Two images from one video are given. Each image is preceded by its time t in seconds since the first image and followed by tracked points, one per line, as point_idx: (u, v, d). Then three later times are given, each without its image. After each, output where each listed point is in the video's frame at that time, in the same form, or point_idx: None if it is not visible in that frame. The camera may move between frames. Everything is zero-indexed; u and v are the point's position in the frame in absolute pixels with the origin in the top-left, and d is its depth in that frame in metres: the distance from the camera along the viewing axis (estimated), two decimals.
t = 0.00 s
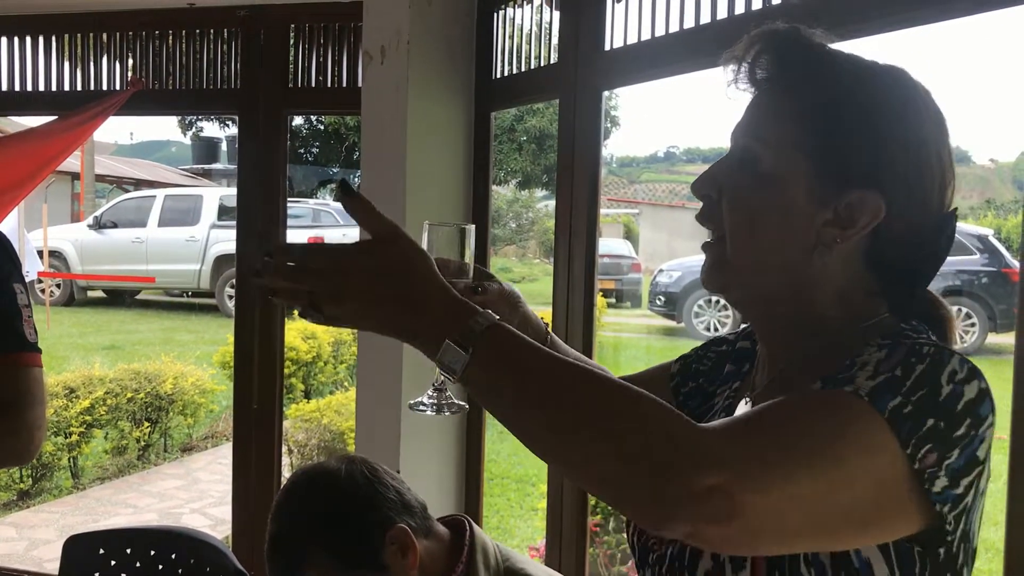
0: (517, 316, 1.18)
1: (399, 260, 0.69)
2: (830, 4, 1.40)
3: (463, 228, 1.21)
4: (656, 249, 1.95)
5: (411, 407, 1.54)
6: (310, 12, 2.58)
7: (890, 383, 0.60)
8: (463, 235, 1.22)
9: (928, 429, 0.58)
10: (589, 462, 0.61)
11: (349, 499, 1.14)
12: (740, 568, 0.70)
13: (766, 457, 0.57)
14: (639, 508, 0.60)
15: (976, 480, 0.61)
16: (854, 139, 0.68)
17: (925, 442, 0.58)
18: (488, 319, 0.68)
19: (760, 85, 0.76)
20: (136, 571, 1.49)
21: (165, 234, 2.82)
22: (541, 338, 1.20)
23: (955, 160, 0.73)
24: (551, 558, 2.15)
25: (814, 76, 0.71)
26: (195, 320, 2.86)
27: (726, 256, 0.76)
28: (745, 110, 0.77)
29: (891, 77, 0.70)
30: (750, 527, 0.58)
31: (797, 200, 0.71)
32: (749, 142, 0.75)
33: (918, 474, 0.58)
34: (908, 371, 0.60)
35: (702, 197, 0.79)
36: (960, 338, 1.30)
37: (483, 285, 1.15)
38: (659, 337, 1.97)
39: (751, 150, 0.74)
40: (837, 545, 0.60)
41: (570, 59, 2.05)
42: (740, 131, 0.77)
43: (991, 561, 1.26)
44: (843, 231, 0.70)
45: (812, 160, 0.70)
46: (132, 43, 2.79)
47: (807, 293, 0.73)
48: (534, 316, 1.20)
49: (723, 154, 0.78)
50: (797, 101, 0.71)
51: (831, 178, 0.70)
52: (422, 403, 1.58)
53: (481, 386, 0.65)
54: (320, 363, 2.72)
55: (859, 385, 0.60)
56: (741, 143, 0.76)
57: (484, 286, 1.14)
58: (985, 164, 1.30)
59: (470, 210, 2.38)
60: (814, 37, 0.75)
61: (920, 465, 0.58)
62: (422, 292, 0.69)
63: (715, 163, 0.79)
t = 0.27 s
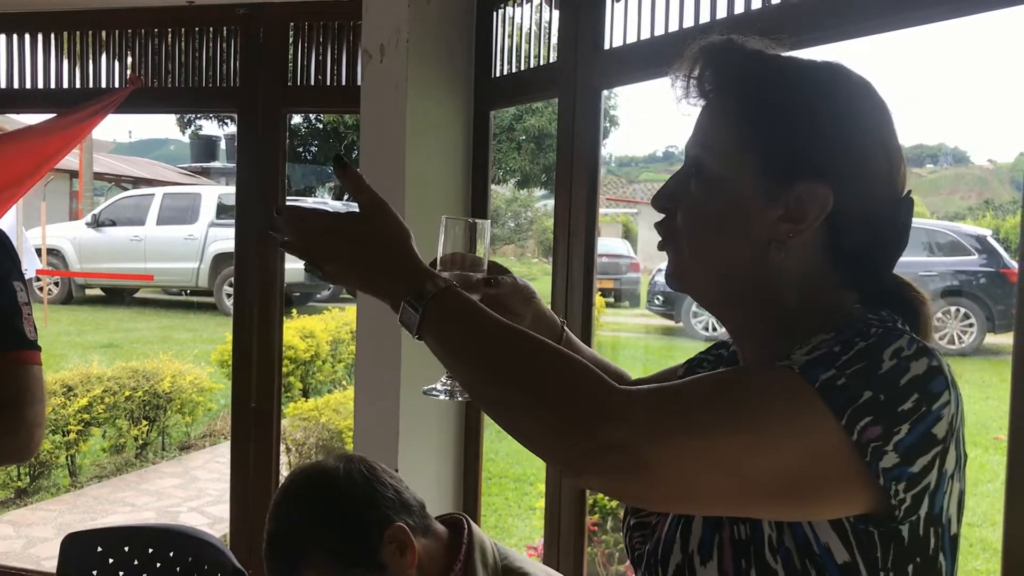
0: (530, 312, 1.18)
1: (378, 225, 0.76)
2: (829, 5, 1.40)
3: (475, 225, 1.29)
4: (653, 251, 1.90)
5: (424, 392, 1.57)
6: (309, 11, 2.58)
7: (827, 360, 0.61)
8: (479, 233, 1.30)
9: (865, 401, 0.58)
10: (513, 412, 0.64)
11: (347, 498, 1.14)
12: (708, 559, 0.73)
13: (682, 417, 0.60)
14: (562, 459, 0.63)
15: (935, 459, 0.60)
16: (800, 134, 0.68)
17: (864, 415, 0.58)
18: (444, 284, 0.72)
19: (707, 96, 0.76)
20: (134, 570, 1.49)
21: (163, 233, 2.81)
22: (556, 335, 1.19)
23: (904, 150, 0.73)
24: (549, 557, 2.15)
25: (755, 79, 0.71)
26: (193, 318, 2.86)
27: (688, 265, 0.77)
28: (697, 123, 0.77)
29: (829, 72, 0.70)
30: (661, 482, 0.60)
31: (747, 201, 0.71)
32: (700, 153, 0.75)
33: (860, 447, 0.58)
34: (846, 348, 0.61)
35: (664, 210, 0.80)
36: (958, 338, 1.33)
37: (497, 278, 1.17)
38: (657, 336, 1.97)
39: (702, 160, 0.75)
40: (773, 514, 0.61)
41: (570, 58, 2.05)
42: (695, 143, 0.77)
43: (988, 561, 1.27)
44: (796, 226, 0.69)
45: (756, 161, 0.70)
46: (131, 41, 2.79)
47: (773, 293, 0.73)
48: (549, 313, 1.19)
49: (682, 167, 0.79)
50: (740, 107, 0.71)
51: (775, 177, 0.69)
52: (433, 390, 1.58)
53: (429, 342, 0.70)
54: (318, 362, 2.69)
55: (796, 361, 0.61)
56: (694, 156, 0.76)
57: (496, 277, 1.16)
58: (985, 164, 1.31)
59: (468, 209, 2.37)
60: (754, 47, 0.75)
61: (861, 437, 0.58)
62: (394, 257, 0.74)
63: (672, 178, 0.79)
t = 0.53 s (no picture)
0: (520, 307, 1.15)
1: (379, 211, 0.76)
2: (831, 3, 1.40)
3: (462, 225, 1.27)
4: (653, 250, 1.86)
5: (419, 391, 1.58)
6: (309, 8, 2.57)
7: (818, 355, 0.61)
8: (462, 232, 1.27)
9: (854, 396, 0.58)
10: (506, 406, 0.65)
11: (349, 495, 1.14)
12: (698, 552, 0.74)
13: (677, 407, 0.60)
14: (555, 452, 0.64)
15: (924, 455, 0.60)
16: (791, 128, 0.68)
17: (854, 409, 0.58)
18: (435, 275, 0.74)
19: (701, 96, 0.76)
20: (134, 568, 1.49)
21: (162, 231, 2.81)
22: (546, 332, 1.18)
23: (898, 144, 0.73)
24: (548, 555, 2.15)
25: (746, 76, 0.71)
26: (193, 316, 2.86)
27: (684, 262, 0.77)
28: (691, 123, 0.77)
29: (819, 66, 0.70)
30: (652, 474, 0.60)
31: (740, 194, 0.71)
32: (693, 152, 0.75)
33: (850, 441, 0.58)
34: (838, 343, 0.61)
35: (660, 211, 0.80)
36: (957, 338, 1.33)
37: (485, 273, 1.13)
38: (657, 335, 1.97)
39: (696, 159, 0.75)
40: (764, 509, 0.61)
41: (571, 57, 2.05)
42: (689, 142, 0.77)
43: (987, 560, 1.27)
44: (790, 218, 0.69)
45: (749, 155, 0.70)
46: (132, 39, 2.78)
47: (768, 287, 0.73)
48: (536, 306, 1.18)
49: (677, 168, 0.79)
50: (733, 103, 0.72)
51: (768, 169, 0.69)
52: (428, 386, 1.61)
53: (417, 335, 0.71)
54: (318, 359, 2.69)
55: (788, 357, 0.61)
56: (689, 156, 0.76)
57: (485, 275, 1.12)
58: (985, 164, 1.31)
59: (469, 207, 2.37)
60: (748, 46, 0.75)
61: (851, 431, 0.58)
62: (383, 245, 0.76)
63: (669, 178, 0.79)
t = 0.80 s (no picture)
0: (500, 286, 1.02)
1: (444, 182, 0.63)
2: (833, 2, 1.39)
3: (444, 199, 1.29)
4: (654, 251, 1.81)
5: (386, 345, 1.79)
6: (311, 7, 2.57)
7: (854, 360, 0.59)
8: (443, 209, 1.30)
9: (892, 403, 0.57)
10: (582, 439, 0.55)
11: (352, 493, 1.14)
12: (710, 554, 0.70)
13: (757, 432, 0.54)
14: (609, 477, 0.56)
15: (936, 456, 0.61)
16: (774, 124, 0.67)
17: (891, 415, 0.57)
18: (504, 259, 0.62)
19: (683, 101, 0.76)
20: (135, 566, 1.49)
21: (162, 229, 2.83)
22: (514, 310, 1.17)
23: (878, 137, 0.73)
24: (549, 554, 2.15)
25: (728, 77, 0.71)
26: (194, 314, 2.86)
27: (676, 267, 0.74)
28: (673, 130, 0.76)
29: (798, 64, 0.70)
30: (719, 501, 0.55)
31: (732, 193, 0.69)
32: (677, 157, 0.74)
33: (885, 448, 0.57)
34: (870, 349, 0.60)
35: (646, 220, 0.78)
36: (958, 338, 1.33)
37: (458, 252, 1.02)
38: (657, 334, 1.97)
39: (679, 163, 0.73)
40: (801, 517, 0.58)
41: (572, 56, 2.05)
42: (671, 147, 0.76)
43: (989, 559, 1.27)
44: (782, 212, 0.68)
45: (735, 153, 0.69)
46: (133, 37, 2.78)
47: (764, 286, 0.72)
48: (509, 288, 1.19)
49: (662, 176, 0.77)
50: (715, 105, 0.71)
51: (756, 167, 0.68)
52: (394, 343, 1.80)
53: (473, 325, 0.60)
54: (319, 358, 2.74)
55: (823, 362, 0.59)
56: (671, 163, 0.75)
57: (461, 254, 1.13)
58: (986, 164, 1.31)
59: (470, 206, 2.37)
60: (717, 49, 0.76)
61: (886, 438, 0.57)
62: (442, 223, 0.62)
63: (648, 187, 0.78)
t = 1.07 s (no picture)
0: (472, 330, 1.22)
1: (426, 435, 0.64)
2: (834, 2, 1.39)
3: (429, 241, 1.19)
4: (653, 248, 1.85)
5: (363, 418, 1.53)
6: (312, 7, 2.57)
7: (868, 399, 0.69)
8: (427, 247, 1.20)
9: (906, 432, 0.68)
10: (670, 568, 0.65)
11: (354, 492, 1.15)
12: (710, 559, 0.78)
13: (804, 510, 0.64)
14: None
15: (938, 459, 0.72)
16: (747, 136, 0.79)
17: (906, 443, 0.68)
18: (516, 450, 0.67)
19: (664, 108, 0.86)
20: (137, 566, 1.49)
21: (162, 228, 2.81)
22: (496, 356, 1.22)
23: (852, 141, 0.83)
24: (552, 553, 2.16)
25: (712, 89, 0.82)
26: (194, 315, 2.86)
27: (666, 268, 0.85)
28: (654, 132, 0.87)
29: (772, 74, 0.80)
30: None
31: (717, 201, 0.81)
32: (660, 158, 0.85)
33: (907, 476, 0.68)
34: (880, 380, 0.69)
35: (630, 217, 0.89)
36: (960, 337, 1.35)
37: (437, 294, 1.21)
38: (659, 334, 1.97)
39: (662, 164, 0.85)
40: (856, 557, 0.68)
41: (574, 56, 2.05)
42: (653, 149, 0.87)
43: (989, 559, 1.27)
44: (760, 216, 0.79)
45: (720, 162, 0.80)
46: (134, 38, 2.79)
47: (751, 289, 0.83)
48: (490, 330, 1.24)
49: (643, 174, 0.88)
50: (698, 113, 0.82)
51: (737, 175, 0.79)
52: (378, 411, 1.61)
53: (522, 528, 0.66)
54: (320, 358, 2.71)
55: (842, 409, 0.69)
56: (653, 162, 0.86)
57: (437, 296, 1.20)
58: (987, 163, 1.30)
59: (470, 206, 2.37)
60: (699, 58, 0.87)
61: (905, 461, 0.68)
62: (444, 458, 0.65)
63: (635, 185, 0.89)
